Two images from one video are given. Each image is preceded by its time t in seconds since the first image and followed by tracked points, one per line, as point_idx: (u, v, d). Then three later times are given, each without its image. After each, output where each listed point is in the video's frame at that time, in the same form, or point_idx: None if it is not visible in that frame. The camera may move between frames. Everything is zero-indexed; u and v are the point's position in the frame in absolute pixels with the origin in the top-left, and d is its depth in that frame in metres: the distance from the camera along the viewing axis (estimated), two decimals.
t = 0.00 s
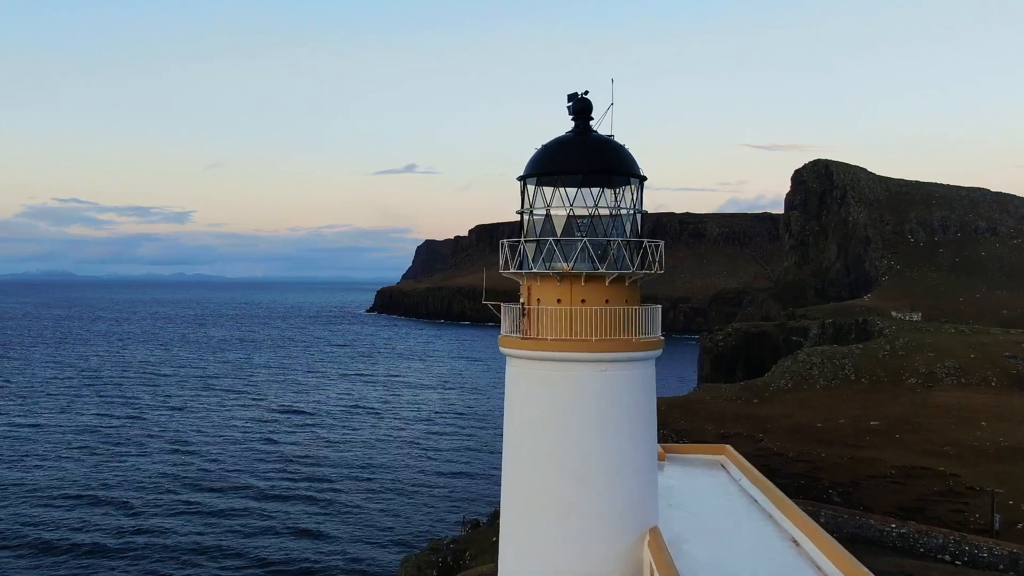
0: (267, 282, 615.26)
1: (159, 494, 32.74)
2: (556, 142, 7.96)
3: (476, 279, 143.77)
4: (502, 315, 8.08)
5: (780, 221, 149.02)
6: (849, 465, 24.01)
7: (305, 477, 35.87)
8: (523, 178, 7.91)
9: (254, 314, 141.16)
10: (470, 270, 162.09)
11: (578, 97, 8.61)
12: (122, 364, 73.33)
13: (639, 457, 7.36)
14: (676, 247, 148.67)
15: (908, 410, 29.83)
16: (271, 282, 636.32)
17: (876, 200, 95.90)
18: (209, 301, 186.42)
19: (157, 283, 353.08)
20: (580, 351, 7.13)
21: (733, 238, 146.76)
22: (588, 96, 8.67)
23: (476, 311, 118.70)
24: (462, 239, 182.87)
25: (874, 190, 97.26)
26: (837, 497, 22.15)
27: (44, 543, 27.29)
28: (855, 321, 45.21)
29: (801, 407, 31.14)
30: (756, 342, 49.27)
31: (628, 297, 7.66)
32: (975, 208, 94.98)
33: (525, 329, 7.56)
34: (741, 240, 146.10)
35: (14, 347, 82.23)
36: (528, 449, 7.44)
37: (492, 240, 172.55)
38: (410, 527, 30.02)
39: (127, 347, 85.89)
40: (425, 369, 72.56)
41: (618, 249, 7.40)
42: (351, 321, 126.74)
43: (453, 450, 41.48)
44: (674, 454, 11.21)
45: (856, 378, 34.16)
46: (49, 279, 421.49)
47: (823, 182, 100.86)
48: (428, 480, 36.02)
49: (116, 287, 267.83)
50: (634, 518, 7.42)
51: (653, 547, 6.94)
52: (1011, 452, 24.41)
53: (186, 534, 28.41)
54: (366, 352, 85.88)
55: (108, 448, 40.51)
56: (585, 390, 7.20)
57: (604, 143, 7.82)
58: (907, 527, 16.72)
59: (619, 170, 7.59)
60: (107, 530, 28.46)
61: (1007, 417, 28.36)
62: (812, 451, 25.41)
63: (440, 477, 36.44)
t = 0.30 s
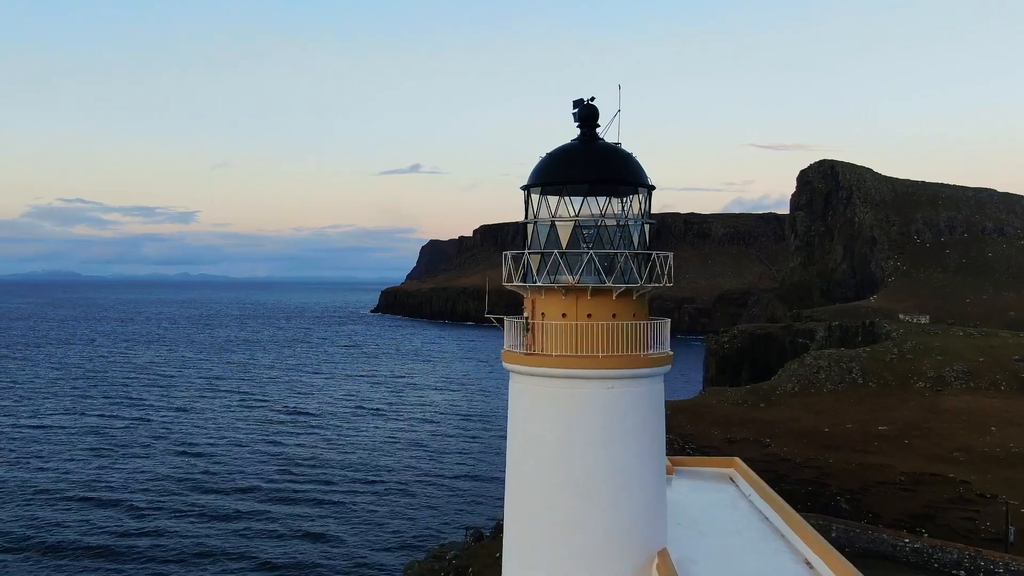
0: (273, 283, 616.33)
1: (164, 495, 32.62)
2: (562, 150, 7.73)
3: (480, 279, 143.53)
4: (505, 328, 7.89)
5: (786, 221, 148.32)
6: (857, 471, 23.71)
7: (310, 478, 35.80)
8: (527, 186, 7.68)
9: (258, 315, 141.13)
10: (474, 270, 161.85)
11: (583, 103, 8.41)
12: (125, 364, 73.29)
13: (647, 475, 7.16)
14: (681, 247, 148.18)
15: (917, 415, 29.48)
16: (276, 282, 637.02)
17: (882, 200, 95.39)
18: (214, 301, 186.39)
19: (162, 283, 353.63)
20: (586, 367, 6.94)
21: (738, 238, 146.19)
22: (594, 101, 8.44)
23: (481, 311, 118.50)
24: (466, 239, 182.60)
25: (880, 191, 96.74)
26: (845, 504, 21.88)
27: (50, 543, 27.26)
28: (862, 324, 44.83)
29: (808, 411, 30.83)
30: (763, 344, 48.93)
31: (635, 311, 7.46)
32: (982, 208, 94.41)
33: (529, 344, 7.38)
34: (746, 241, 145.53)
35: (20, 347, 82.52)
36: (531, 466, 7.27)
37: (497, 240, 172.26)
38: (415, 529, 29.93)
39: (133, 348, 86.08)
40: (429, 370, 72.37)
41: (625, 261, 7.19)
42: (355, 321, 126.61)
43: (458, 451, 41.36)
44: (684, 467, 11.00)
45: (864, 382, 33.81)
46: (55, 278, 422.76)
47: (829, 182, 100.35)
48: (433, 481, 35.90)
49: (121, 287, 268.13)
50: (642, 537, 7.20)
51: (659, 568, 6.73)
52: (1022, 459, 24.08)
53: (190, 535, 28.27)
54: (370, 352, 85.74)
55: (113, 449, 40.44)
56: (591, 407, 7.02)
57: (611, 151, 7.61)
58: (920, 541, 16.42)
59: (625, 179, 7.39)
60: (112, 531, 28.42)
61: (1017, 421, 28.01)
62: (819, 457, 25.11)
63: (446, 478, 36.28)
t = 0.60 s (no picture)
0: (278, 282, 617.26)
1: (170, 496, 32.46)
2: (568, 159, 7.51)
3: (485, 279, 143.31)
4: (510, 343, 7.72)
5: (792, 221, 147.83)
6: (866, 477, 23.42)
7: (315, 479, 35.71)
8: (532, 197, 7.48)
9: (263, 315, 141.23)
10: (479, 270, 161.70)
11: (589, 111, 8.19)
12: (130, 365, 73.33)
13: (656, 491, 6.95)
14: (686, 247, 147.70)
15: (926, 420, 29.13)
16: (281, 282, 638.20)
17: (889, 201, 94.82)
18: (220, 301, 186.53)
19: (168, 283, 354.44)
20: (593, 386, 6.73)
21: (744, 238, 145.62)
22: (600, 108, 8.23)
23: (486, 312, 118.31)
24: (471, 239, 182.44)
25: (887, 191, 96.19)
26: (854, 511, 21.63)
27: (56, 544, 27.21)
28: (870, 327, 44.43)
29: (815, 416, 30.50)
30: (769, 346, 48.57)
31: (645, 326, 7.24)
32: (989, 209, 93.83)
33: (534, 360, 7.18)
34: (751, 241, 144.96)
35: (28, 347, 82.83)
36: (539, 478, 7.03)
37: (502, 240, 172.04)
38: (421, 530, 29.80)
39: (140, 348, 86.30)
40: (434, 371, 72.21)
41: (633, 274, 6.99)
42: (360, 322, 126.54)
43: (464, 452, 41.23)
44: (692, 480, 10.78)
45: (872, 386, 33.44)
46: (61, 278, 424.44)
47: (835, 182, 99.78)
48: (439, 482, 35.77)
49: (126, 287, 268.65)
50: (649, 555, 6.97)
51: None
52: None
53: (196, 537, 28.11)
54: (374, 353, 85.67)
55: (119, 450, 40.31)
56: (600, 423, 6.81)
57: (618, 160, 7.39)
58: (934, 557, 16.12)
59: (634, 189, 7.17)
60: (119, 532, 28.36)
61: None
62: (828, 463, 24.82)
63: (452, 480, 36.06)
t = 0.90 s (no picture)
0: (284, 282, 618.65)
1: (177, 497, 32.42)
2: (574, 168, 7.30)
3: (490, 279, 143.09)
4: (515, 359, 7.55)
5: (798, 221, 147.14)
6: (876, 484, 23.13)
7: (320, 480, 35.62)
8: (537, 209, 7.27)
9: (268, 316, 141.31)
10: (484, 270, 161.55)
11: (597, 118, 7.97)
12: (136, 365, 73.39)
13: (665, 510, 6.73)
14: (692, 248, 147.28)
15: (935, 425, 28.76)
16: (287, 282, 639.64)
17: (896, 201, 94.23)
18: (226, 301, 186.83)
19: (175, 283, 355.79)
20: (601, 406, 6.55)
21: (750, 239, 145.07)
22: (608, 116, 8.02)
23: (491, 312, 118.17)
24: (477, 239, 182.32)
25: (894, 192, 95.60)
26: (864, 519, 21.36)
27: (61, 546, 27.14)
28: (878, 329, 44.05)
29: (823, 421, 30.18)
30: (775, 349, 48.19)
31: (655, 342, 7.05)
32: (997, 210, 93.14)
33: (539, 378, 7.00)
34: (757, 242, 144.42)
35: (36, 347, 83.29)
36: (543, 496, 6.82)
37: (508, 241, 171.89)
38: (428, 532, 29.67)
39: (147, 348, 86.64)
40: (439, 372, 72.05)
41: (642, 289, 6.80)
42: (365, 322, 126.57)
43: (470, 453, 41.07)
44: (700, 495, 10.53)
45: (881, 390, 33.09)
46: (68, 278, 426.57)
47: (842, 183, 99.20)
48: (445, 484, 35.63)
49: (132, 288, 270.02)
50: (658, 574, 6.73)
51: None
52: None
53: (202, 539, 28.04)
54: (379, 354, 85.62)
55: (125, 451, 40.32)
56: (607, 443, 6.62)
57: (626, 170, 7.18)
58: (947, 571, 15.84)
59: (644, 202, 6.95)
60: (124, 534, 28.27)
61: None
62: (836, 468, 24.53)
63: (458, 482, 35.90)
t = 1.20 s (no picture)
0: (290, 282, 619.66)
1: (181, 498, 32.34)
2: (581, 178, 7.10)
3: (495, 280, 142.86)
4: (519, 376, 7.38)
5: (804, 221, 146.49)
6: (885, 490, 22.87)
7: (325, 481, 35.48)
8: (542, 220, 7.07)
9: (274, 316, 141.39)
10: (490, 270, 161.40)
11: (604, 125, 7.77)
12: (142, 366, 73.38)
13: (675, 531, 6.55)
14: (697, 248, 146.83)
15: (945, 430, 28.41)
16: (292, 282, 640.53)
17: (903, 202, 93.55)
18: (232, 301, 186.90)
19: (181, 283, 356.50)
20: (610, 425, 6.38)
21: (756, 239, 144.50)
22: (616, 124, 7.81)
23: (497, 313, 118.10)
24: (482, 239, 182.14)
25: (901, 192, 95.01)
26: (873, 526, 21.08)
27: (66, 548, 27.02)
28: (886, 332, 43.70)
29: (831, 425, 29.85)
30: (782, 351, 47.86)
31: (665, 359, 6.87)
32: (1005, 210, 92.47)
33: (543, 398, 6.83)
34: (763, 242, 143.85)
35: (43, 347, 83.62)
36: (547, 516, 6.63)
37: (513, 241, 171.71)
38: (433, 533, 29.52)
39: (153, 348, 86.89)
40: (444, 373, 71.90)
41: (651, 305, 6.62)
42: (370, 323, 126.50)
43: (475, 454, 40.90)
44: (709, 509, 10.33)
45: (889, 394, 32.76)
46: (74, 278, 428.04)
47: (849, 183, 98.63)
48: (451, 485, 35.44)
49: (139, 287, 270.57)
50: None
51: None
52: None
53: (207, 540, 27.96)
54: (384, 355, 85.51)
55: (130, 452, 40.28)
56: (616, 465, 6.44)
57: (634, 180, 6.98)
58: None
59: (653, 213, 6.76)
60: (129, 535, 28.17)
61: None
62: (845, 475, 24.22)
63: (464, 483, 35.68)
